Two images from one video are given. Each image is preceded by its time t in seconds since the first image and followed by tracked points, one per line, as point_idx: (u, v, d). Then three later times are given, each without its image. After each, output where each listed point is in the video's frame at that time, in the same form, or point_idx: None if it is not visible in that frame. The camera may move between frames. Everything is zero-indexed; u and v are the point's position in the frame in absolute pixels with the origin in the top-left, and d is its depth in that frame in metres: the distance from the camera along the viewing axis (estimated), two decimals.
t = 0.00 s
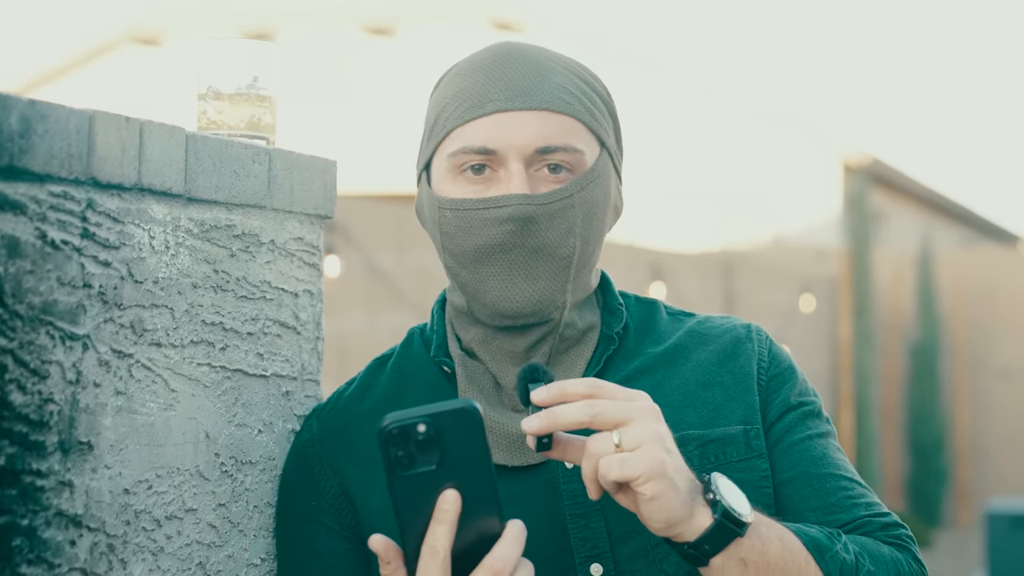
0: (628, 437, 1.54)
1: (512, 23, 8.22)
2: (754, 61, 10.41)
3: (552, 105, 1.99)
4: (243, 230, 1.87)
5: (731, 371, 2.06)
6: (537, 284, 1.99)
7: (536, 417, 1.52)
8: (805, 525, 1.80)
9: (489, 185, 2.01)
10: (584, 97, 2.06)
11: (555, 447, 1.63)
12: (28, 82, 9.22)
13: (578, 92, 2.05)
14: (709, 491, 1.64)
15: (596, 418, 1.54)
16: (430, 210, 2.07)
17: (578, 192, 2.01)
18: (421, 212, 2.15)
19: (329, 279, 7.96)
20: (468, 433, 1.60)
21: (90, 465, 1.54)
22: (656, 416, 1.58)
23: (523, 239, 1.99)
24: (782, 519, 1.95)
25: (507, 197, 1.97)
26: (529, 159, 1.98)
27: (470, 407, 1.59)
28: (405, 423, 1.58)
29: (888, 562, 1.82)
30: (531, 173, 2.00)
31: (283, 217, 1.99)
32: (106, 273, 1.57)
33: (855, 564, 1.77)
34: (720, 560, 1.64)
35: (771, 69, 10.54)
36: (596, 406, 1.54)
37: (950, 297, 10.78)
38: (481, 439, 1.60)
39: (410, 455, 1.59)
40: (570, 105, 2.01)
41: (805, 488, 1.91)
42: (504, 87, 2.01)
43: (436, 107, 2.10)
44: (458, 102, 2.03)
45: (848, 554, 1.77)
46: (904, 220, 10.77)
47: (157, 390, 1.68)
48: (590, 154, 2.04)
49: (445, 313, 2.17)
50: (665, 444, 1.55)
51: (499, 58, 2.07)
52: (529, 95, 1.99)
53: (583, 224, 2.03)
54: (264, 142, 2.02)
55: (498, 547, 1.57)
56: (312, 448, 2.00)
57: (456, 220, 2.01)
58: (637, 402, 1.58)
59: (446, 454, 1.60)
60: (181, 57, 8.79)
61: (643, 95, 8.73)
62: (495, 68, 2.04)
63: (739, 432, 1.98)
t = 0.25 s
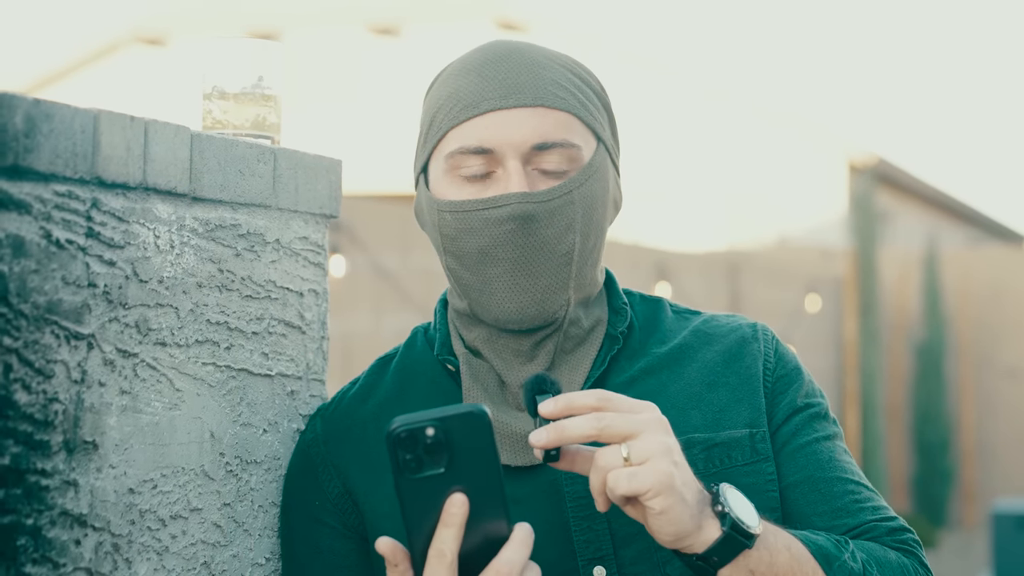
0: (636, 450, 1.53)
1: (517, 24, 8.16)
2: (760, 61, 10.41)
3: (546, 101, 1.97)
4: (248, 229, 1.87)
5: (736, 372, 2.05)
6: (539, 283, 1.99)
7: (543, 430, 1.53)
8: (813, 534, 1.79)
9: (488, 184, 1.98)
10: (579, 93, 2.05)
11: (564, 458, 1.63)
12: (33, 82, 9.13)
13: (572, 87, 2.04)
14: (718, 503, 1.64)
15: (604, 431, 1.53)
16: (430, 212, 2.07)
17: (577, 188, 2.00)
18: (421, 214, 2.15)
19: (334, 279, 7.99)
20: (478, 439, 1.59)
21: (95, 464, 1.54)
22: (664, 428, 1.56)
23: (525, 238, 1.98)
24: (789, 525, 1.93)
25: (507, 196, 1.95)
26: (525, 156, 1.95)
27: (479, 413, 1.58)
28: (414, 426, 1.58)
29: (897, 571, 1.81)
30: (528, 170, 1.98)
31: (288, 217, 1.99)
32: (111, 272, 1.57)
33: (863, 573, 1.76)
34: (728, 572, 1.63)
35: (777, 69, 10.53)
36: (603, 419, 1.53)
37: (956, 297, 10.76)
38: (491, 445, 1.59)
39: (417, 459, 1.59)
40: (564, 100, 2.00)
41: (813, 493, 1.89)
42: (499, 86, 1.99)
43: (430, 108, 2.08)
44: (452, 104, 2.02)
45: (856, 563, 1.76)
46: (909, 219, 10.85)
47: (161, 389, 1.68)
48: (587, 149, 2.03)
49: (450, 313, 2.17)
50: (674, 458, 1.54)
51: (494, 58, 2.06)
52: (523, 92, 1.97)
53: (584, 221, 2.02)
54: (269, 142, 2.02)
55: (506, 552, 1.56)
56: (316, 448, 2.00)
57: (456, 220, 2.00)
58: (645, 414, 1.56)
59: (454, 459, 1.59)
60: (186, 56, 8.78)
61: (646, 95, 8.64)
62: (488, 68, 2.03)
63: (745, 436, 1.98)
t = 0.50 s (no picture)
0: (654, 462, 1.52)
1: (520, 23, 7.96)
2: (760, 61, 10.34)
3: (566, 109, 1.98)
4: (251, 229, 1.87)
5: (742, 373, 2.05)
6: (558, 288, 1.98)
7: (561, 445, 1.53)
8: (823, 537, 1.79)
9: (506, 192, 1.99)
10: (595, 99, 2.06)
11: (579, 469, 1.62)
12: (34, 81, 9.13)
13: (589, 96, 2.04)
14: (734, 511, 1.64)
15: (622, 444, 1.53)
16: (442, 216, 2.06)
17: (595, 195, 2.00)
18: (429, 217, 2.15)
19: (338, 279, 8.00)
20: (494, 445, 1.59)
21: (97, 464, 1.54)
22: (680, 439, 1.56)
23: (545, 245, 1.98)
24: (797, 527, 1.94)
25: (530, 204, 1.95)
26: (547, 165, 1.97)
27: (496, 417, 1.58)
28: (431, 432, 1.56)
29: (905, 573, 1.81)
30: (549, 179, 1.99)
31: (291, 217, 1.99)
32: (113, 272, 1.57)
33: None
34: None
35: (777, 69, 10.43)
36: (621, 431, 1.53)
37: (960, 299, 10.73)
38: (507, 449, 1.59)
39: (434, 465, 1.58)
40: (582, 108, 2.00)
41: (820, 494, 1.89)
42: (518, 94, 2.00)
43: (444, 113, 2.08)
44: (471, 110, 2.02)
45: (867, 567, 1.76)
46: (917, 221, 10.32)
47: (164, 389, 1.68)
48: (604, 157, 2.04)
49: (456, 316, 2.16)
50: (691, 469, 1.54)
51: (510, 65, 2.06)
52: (543, 101, 1.98)
53: (601, 227, 2.02)
54: (271, 142, 2.02)
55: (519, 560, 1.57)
56: (324, 448, 2.00)
57: (473, 226, 2.00)
58: (662, 425, 1.57)
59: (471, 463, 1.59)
60: (191, 56, 8.78)
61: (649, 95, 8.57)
62: (506, 75, 2.03)
63: (752, 437, 1.97)
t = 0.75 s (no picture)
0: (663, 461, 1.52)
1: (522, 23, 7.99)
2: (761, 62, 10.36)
3: (581, 107, 1.99)
4: (253, 229, 1.87)
5: (745, 369, 2.04)
6: (569, 284, 1.99)
7: (570, 445, 1.54)
8: (830, 534, 1.79)
9: (520, 188, 2.00)
10: (608, 98, 2.06)
11: (588, 471, 1.61)
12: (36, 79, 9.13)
13: (602, 94, 2.05)
14: (742, 510, 1.64)
15: (630, 443, 1.53)
16: (451, 212, 2.07)
17: (607, 193, 2.02)
18: (437, 213, 2.15)
19: (340, 279, 8.02)
20: (526, 443, 1.59)
21: (100, 465, 1.54)
22: (688, 439, 1.56)
23: (558, 241, 1.99)
24: (802, 524, 1.93)
25: (544, 199, 1.97)
26: (561, 161, 1.99)
27: (531, 415, 1.58)
28: (465, 428, 1.56)
29: (910, 567, 1.81)
30: (562, 176, 2.00)
31: (293, 217, 1.98)
32: (116, 273, 1.57)
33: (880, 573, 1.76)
34: None
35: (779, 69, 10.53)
36: (629, 430, 1.53)
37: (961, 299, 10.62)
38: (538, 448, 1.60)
39: (466, 462, 1.58)
40: (597, 107, 2.00)
41: (826, 489, 1.89)
42: (533, 90, 2.00)
43: (457, 108, 2.08)
44: (486, 104, 2.02)
45: (874, 563, 1.76)
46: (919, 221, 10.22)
47: (167, 390, 1.68)
48: (615, 156, 2.05)
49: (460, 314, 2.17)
50: (700, 468, 1.53)
51: (524, 62, 2.06)
52: (558, 97, 1.99)
53: (610, 225, 2.03)
54: (274, 143, 2.02)
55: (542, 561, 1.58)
56: (328, 449, 2.00)
57: (485, 220, 2.01)
58: (670, 425, 1.56)
59: (502, 461, 1.59)
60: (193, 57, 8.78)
61: (649, 92, 8.64)
62: (521, 72, 2.04)
63: (756, 432, 1.97)
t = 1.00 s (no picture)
0: (667, 457, 1.53)
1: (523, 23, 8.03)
2: (761, 63, 10.28)
3: (578, 104, 1.99)
4: (256, 230, 1.87)
5: (748, 366, 2.04)
6: (568, 282, 1.99)
7: (574, 441, 1.53)
8: (835, 530, 1.81)
9: (517, 186, 1.99)
10: (605, 97, 2.06)
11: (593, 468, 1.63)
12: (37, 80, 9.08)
13: (599, 91, 2.05)
14: (746, 505, 1.65)
15: (635, 439, 1.53)
16: (452, 212, 2.07)
17: (605, 190, 2.01)
18: (438, 215, 2.15)
19: (343, 280, 8.01)
20: (521, 444, 1.60)
21: (103, 465, 1.54)
22: (692, 433, 1.57)
23: (556, 237, 1.98)
24: (806, 520, 1.94)
25: (541, 195, 1.96)
26: (557, 158, 1.98)
27: (524, 416, 1.58)
28: (458, 429, 1.57)
29: (916, 563, 1.83)
30: (560, 173, 1.99)
31: (296, 217, 1.98)
32: (119, 273, 1.57)
33: (886, 568, 1.77)
34: (758, 571, 1.65)
35: (778, 72, 10.36)
36: (633, 427, 1.54)
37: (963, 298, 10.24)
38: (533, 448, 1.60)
39: (461, 463, 1.59)
40: (593, 104, 2.01)
41: (830, 486, 1.91)
42: (530, 88, 2.00)
43: (456, 109, 2.08)
44: (484, 103, 2.02)
45: (879, 558, 1.77)
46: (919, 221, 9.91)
47: (170, 390, 1.68)
48: (613, 153, 2.04)
49: (462, 315, 2.16)
50: (704, 463, 1.55)
51: (522, 61, 2.06)
52: (554, 94, 1.99)
53: (609, 221, 2.03)
54: (277, 142, 2.02)
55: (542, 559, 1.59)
56: (331, 449, 2.00)
57: (483, 219, 2.00)
58: (672, 420, 1.57)
59: (496, 461, 1.59)
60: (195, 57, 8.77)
61: (646, 92, 8.79)
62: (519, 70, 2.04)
63: (761, 429, 1.97)
